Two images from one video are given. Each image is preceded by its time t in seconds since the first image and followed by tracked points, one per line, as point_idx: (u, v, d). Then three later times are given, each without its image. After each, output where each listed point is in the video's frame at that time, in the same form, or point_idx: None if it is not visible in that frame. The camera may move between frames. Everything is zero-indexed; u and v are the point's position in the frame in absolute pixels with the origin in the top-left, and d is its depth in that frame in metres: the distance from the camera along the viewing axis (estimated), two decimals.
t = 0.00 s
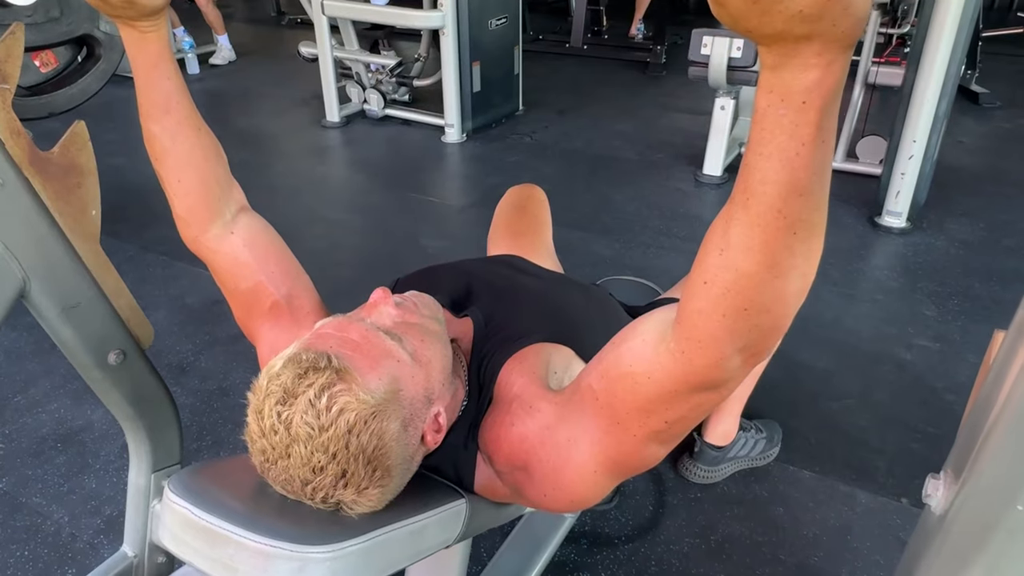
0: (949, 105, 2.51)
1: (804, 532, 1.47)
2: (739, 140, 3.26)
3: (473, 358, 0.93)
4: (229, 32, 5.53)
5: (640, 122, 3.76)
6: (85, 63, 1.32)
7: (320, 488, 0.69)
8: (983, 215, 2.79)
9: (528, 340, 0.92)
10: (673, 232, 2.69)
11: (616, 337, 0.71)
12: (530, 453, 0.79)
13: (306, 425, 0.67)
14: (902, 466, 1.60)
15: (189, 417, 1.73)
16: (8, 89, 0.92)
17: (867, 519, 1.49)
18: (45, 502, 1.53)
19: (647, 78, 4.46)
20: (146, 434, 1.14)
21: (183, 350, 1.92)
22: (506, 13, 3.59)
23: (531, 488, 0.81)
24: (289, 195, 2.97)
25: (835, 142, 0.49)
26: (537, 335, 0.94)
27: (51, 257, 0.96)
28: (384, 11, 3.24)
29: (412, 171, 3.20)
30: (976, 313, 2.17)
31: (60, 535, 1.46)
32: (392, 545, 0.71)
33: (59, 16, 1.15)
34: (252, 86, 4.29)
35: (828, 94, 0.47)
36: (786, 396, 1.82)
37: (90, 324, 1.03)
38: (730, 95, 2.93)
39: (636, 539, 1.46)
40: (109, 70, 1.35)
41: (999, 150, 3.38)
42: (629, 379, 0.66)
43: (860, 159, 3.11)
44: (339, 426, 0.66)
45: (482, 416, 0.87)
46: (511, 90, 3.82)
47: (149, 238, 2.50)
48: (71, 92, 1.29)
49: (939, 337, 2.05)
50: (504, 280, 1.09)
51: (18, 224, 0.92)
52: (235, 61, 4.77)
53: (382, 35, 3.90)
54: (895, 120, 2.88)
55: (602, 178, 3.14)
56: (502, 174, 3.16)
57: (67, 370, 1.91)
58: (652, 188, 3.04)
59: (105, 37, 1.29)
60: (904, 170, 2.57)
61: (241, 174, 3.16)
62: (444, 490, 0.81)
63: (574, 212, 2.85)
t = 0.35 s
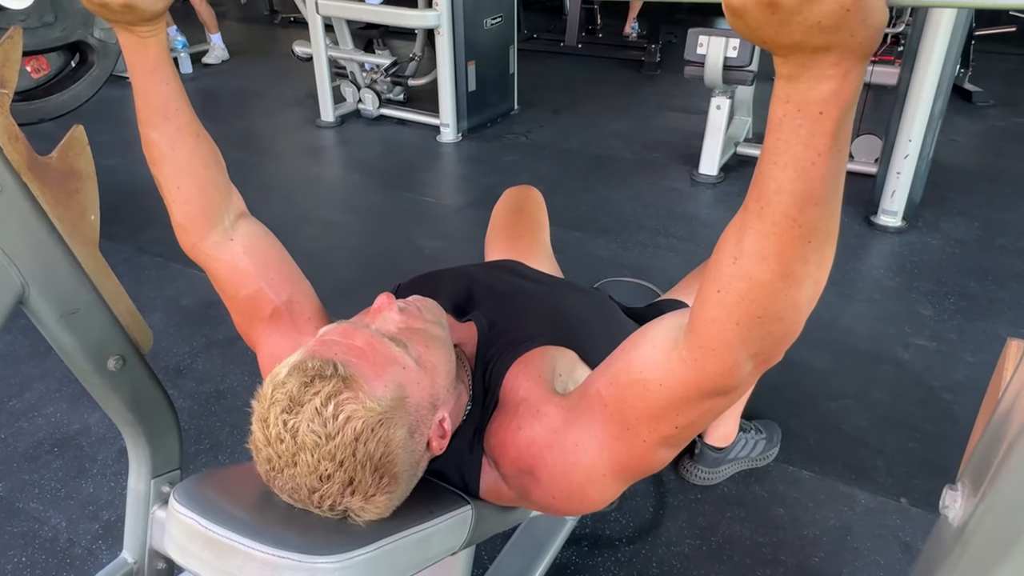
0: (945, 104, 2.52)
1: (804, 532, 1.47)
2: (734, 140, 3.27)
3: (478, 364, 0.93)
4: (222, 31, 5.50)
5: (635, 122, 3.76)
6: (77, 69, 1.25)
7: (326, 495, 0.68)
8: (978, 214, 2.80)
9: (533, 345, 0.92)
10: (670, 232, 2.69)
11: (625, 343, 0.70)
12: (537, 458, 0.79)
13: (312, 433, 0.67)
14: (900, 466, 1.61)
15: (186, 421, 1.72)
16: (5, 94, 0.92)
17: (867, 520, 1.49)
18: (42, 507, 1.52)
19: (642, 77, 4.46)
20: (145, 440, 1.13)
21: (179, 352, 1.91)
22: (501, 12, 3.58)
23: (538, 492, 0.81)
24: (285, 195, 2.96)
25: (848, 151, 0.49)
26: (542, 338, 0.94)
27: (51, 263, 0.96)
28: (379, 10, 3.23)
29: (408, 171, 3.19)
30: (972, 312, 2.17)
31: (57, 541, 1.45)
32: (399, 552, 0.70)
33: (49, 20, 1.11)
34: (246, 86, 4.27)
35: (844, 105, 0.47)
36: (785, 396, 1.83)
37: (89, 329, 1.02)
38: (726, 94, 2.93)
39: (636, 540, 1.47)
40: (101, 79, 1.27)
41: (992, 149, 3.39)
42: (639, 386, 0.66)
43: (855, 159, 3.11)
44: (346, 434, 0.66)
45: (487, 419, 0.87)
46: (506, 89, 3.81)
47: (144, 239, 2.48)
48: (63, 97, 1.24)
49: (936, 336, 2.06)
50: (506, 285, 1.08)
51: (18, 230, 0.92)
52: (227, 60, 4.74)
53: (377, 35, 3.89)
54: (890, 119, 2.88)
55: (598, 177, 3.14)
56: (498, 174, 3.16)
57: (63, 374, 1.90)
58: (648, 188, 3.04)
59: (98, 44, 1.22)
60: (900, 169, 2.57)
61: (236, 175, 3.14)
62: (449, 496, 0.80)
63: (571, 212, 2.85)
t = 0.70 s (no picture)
0: (940, 101, 2.53)
1: (804, 530, 1.48)
2: (730, 137, 3.27)
3: (487, 370, 0.93)
4: (215, 28, 5.47)
5: (631, 120, 3.76)
6: (72, 71, 1.26)
7: (338, 504, 0.70)
8: (972, 211, 2.82)
9: (541, 351, 0.92)
10: (666, 231, 2.69)
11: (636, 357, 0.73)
12: (546, 467, 0.80)
13: (327, 444, 0.69)
14: (898, 464, 1.62)
15: (185, 422, 1.72)
16: (6, 97, 0.92)
17: (865, 518, 1.49)
18: (41, 510, 1.52)
19: (637, 74, 4.47)
20: (147, 443, 1.13)
21: (177, 353, 1.91)
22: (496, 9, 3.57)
23: (545, 501, 0.82)
24: (281, 194, 2.95)
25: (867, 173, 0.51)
26: (550, 344, 0.95)
27: (52, 268, 0.95)
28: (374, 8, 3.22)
29: (404, 170, 3.19)
30: (968, 310, 2.18)
31: (57, 544, 1.44)
32: (409, 559, 0.71)
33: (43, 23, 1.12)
34: (241, 84, 4.26)
35: (863, 130, 0.50)
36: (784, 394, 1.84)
37: (90, 333, 1.01)
38: (722, 91, 2.93)
39: (637, 540, 1.47)
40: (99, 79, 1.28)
41: (986, 146, 3.41)
42: (653, 399, 0.68)
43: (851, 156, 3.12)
44: (360, 444, 0.68)
45: (495, 426, 0.88)
46: (502, 86, 3.81)
47: (140, 239, 2.48)
48: (59, 101, 1.25)
49: (931, 334, 2.07)
50: (513, 288, 1.09)
51: (18, 235, 0.91)
52: (221, 58, 4.72)
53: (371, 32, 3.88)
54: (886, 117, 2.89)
55: (594, 175, 3.14)
56: (495, 172, 3.16)
57: (60, 375, 1.89)
58: (645, 186, 3.04)
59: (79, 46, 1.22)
60: (896, 168, 2.58)
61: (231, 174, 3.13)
62: (455, 502, 0.81)
63: (568, 210, 2.85)
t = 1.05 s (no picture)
0: (938, 98, 2.54)
1: (804, 526, 1.49)
2: (727, 133, 3.28)
3: (494, 373, 0.94)
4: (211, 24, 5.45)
5: (628, 115, 3.76)
6: (85, 87, 1.32)
7: (348, 504, 0.70)
8: (969, 206, 2.83)
9: (548, 355, 0.94)
10: (665, 227, 2.70)
11: (662, 375, 0.76)
12: (560, 472, 0.82)
13: (337, 443, 0.69)
14: (897, 459, 1.63)
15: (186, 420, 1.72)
16: (10, 99, 0.93)
17: (865, 513, 1.51)
18: (43, 508, 1.52)
19: (634, 69, 4.46)
20: (151, 442, 1.13)
21: (178, 351, 1.91)
22: (494, 5, 3.57)
23: (555, 504, 0.84)
24: (279, 191, 2.95)
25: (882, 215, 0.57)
26: (557, 346, 0.95)
27: (57, 268, 0.96)
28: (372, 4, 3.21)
29: (402, 166, 3.18)
30: (965, 305, 2.20)
31: (60, 542, 1.45)
32: (418, 558, 0.71)
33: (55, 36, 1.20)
34: (238, 80, 4.25)
35: (873, 176, 0.55)
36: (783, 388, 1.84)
37: (95, 333, 1.02)
38: (720, 87, 2.93)
39: (638, 536, 1.48)
40: (111, 92, 1.35)
41: (983, 141, 3.42)
42: (680, 419, 0.72)
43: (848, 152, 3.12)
44: (370, 444, 0.69)
45: (502, 427, 0.89)
46: (500, 82, 3.81)
47: (138, 236, 2.47)
48: (73, 115, 1.28)
49: (929, 330, 2.08)
50: (519, 286, 1.09)
51: (23, 235, 0.92)
52: (218, 54, 4.71)
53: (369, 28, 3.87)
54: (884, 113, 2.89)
55: (593, 171, 3.15)
56: (493, 169, 3.16)
57: (61, 373, 1.89)
58: (643, 182, 3.05)
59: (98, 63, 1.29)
60: (893, 164, 2.59)
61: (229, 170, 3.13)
62: (461, 500, 0.81)
63: (566, 206, 2.85)
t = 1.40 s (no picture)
0: (935, 92, 2.55)
1: (802, 520, 1.50)
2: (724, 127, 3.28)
3: (501, 373, 0.95)
4: (205, 17, 5.42)
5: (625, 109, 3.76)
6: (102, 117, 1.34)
7: (355, 502, 0.70)
8: (965, 200, 2.84)
9: (557, 356, 0.94)
10: (663, 221, 2.70)
11: (689, 400, 0.79)
12: (573, 477, 0.83)
13: (342, 442, 0.69)
14: (894, 452, 1.64)
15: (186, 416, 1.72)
16: (12, 98, 0.93)
17: (862, 506, 1.52)
18: (44, 505, 1.52)
19: (631, 63, 4.46)
20: (154, 439, 1.14)
21: (177, 347, 1.91)
22: None
23: (565, 507, 0.86)
24: (276, 185, 2.94)
25: (878, 276, 0.63)
26: (564, 347, 0.96)
27: (60, 266, 0.96)
28: None
29: (400, 160, 3.18)
30: (961, 299, 2.21)
31: (62, 539, 1.45)
32: (424, 555, 0.72)
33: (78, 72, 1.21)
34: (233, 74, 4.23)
35: (864, 245, 0.62)
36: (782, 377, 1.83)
37: (97, 331, 1.02)
38: (717, 82, 2.94)
39: (638, 529, 1.49)
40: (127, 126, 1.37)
41: (979, 135, 3.43)
42: (701, 445, 0.75)
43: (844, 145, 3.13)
44: (375, 443, 0.69)
45: (507, 426, 0.90)
46: (497, 76, 3.80)
47: (135, 232, 2.47)
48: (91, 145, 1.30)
49: (926, 324, 2.09)
50: (523, 285, 1.09)
51: (26, 234, 0.92)
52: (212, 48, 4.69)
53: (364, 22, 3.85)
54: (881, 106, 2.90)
55: (590, 165, 3.15)
56: (490, 163, 3.15)
57: (60, 370, 1.89)
58: (640, 176, 3.05)
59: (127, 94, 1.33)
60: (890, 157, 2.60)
61: (225, 165, 3.12)
62: (466, 497, 0.82)
63: (564, 201, 2.86)
